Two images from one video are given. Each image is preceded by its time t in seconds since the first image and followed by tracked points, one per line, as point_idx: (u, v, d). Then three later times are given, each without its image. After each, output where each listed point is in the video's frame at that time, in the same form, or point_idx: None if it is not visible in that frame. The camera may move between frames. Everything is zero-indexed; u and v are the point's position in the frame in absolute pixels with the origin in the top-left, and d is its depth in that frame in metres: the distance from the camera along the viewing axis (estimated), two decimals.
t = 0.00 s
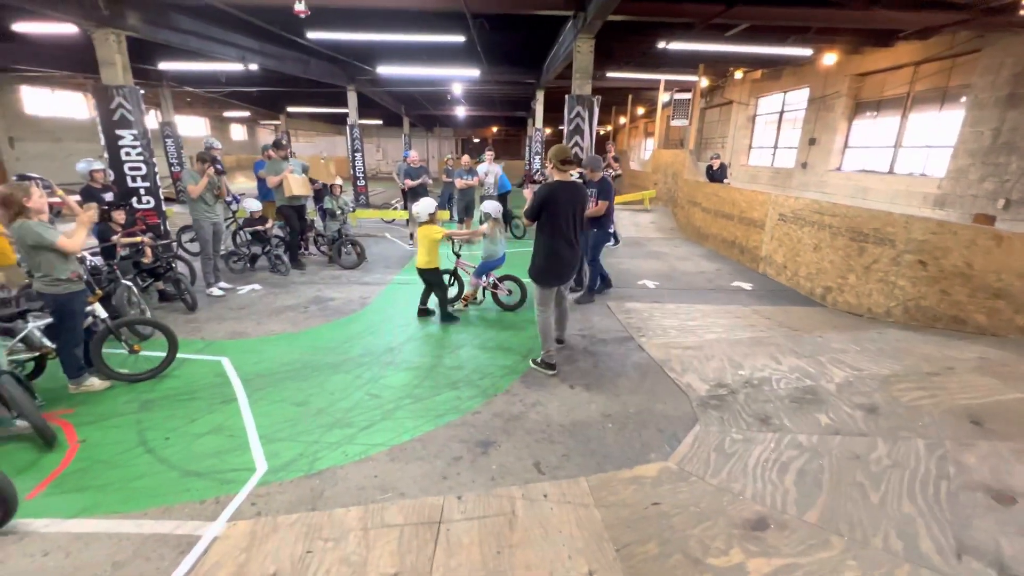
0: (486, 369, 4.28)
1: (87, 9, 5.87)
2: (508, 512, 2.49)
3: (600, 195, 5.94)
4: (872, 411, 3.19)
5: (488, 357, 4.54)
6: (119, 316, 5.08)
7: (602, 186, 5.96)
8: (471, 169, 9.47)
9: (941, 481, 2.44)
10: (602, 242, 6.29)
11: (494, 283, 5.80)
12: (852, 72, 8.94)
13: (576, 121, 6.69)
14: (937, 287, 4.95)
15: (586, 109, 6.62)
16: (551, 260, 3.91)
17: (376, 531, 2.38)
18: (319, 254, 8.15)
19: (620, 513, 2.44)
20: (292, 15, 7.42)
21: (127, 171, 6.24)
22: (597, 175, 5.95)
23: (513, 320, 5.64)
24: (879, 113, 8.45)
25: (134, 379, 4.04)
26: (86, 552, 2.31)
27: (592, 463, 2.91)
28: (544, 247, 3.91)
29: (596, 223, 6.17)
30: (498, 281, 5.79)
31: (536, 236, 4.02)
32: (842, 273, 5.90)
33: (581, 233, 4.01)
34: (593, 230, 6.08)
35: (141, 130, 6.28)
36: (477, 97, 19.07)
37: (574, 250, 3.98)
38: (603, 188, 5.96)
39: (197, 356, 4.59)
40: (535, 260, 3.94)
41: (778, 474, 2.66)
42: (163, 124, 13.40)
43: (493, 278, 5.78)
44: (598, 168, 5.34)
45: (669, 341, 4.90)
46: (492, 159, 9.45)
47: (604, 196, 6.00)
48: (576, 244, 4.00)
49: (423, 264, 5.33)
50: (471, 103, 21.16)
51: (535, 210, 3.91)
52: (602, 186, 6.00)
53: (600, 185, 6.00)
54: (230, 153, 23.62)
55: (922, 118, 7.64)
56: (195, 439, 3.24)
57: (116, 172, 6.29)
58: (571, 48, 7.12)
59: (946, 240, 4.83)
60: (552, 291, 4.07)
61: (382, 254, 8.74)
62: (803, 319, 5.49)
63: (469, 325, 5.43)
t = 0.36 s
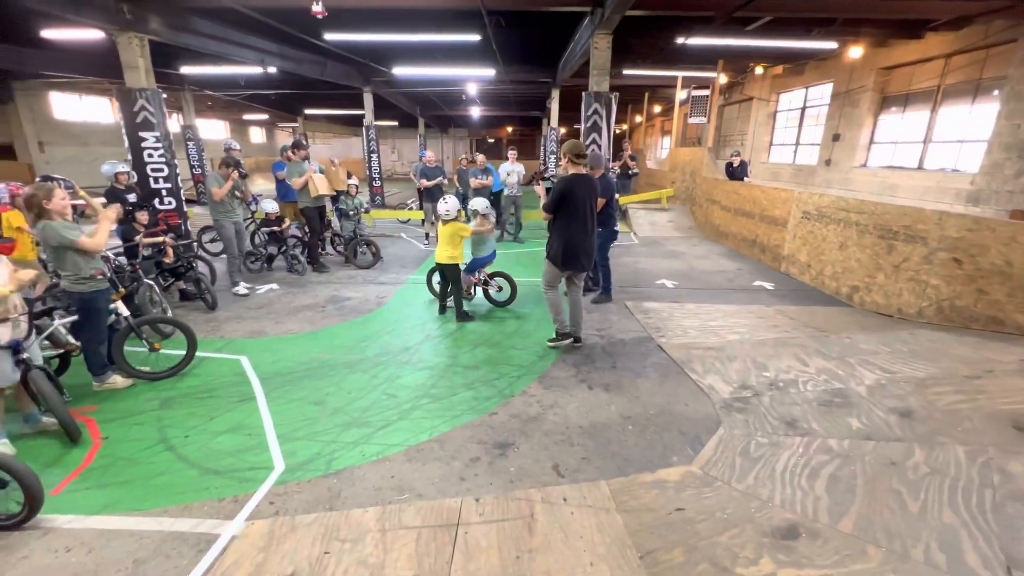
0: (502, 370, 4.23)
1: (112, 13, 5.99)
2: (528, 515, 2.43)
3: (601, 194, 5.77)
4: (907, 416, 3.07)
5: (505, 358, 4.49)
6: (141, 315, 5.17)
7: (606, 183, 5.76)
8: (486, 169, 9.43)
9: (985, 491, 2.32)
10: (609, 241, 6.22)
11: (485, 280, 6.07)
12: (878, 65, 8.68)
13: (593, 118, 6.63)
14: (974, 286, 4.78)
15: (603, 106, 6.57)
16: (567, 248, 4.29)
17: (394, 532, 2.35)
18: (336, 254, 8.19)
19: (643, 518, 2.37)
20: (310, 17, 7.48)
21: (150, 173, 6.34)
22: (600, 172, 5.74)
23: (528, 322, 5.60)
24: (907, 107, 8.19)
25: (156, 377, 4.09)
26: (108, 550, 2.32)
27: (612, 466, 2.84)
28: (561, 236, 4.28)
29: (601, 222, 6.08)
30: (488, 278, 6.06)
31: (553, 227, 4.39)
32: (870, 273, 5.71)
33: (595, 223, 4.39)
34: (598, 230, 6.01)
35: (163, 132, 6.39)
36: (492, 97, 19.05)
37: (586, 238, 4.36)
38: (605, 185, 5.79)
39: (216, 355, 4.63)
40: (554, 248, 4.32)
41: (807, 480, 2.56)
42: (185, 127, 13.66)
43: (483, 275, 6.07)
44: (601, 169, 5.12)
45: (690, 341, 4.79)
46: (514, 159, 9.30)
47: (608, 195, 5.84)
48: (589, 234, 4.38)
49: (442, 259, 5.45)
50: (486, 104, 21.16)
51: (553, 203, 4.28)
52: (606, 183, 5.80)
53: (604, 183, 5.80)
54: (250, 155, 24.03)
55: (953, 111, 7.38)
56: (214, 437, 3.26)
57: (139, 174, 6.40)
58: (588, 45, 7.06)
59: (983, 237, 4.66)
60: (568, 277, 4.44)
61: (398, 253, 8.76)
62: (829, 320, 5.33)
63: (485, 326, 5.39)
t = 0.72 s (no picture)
0: (518, 374, 4.22)
1: (138, 23, 6.16)
2: (546, 521, 2.41)
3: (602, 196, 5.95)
4: (937, 426, 2.98)
5: (521, 362, 4.48)
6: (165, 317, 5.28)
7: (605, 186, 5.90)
8: (501, 172, 9.36)
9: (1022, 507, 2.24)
10: (614, 243, 6.34)
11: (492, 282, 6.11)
12: (902, 64, 8.49)
13: (609, 120, 6.62)
14: (1007, 291, 4.63)
15: (619, 109, 6.57)
16: (573, 248, 4.74)
17: (413, 537, 2.35)
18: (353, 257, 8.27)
19: (664, 527, 2.33)
20: (328, 24, 7.60)
21: (173, 178, 6.45)
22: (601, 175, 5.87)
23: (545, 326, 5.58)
24: (933, 107, 7.99)
25: (179, 378, 4.17)
26: (134, 549, 2.37)
27: (631, 473, 2.81)
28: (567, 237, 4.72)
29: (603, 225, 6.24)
30: (495, 280, 6.10)
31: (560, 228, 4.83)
32: (895, 277, 5.57)
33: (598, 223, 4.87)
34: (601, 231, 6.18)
35: (186, 138, 6.50)
36: (506, 101, 19.08)
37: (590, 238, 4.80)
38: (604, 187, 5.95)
39: (236, 357, 4.71)
40: (561, 248, 4.75)
41: (833, 490, 2.50)
42: (206, 134, 13.95)
43: (491, 277, 6.10)
44: (600, 171, 5.32)
45: (709, 347, 4.73)
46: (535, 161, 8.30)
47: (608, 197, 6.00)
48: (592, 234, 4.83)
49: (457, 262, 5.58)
50: (500, 107, 21.23)
51: (560, 205, 4.74)
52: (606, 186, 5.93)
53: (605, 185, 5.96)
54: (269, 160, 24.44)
55: (982, 110, 7.18)
56: (235, 438, 3.30)
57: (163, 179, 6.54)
58: (604, 48, 7.04)
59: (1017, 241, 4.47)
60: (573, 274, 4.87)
61: (413, 257, 8.81)
62: (852, 325, 5.21)
63: (500, 331, 5.39)
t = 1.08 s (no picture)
0: (529, 378, 4.21)
1: (158, 31, 6.27)
2: (558, 527, 2.39)
3: (603, 197, 6.04)
4: (959, 434, 2.92)
5: (532, 366, 4.46)
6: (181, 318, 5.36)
7: (606, 189, 6.01)
8: (511, 176, 9.33)
9: None
10: (618, 243, 6.37)
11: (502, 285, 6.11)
12: (920, 65, 8.35)
13: (621, 124, 6.57)
14: None
15: (631, 112, 6.50)
16: (574, 246, 5.03)
17: (424, 540, 2.35)
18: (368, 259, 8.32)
19: (678, 534, 2.30)
20: (342, 29, 7.69)
21: (190, 182, 6.55)
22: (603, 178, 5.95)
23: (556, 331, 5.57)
24: (952, 109, 7.85)
25: (194, 379, 4.22)
26: (150, 547, 2.39)
27: (644, 478, 2.78)
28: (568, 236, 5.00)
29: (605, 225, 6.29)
30: (505, 284, 6.10)
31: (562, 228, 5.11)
32: (914, 281, 5.47)
33: (598, 224, 5.20)
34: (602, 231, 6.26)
35: (202, 143, 6.60)
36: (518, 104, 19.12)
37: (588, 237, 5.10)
38: (606, 190, 6.04)
39: (250, 358, 4.76)
40: (562, 246, 5.04)
41: (852, 499, 2.45)
42: (222, 138, 14.17)
43: (501, 281, 6.11)
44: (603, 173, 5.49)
45: (723, 351, 4.67)
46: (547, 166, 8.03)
47: (608, 198, 6.07)
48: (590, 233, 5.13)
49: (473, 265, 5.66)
50: (511, 111, 21.30)
51: (562, 206, 5.04)
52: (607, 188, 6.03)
53: (606, 187, 6.04)
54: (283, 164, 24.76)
55: (1004, 111, 7.04)
56: (249, 439, 3.33)
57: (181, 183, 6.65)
58: (616, 51, 7.01)
59: None
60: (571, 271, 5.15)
61: (425, 260, 8.84)
62: (870, 330, 5.12)
63: (510, 334, 5.38)
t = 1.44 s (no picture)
0: (534, 381, 4.20)
1: (169, 35, 6.35)
2: (563, 531, 2.38)
3: (604, 201, 6.09)
4: (972, 442, 2.87)
5: (537, 369, 4.45)
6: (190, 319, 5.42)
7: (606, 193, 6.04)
8: (517, 178, 9.32)
9: None
10: (618, 247, 6.43)
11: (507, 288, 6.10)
12: (930, 68, 8.28)
13: (628, 127, 6.57)
14: None
15: (638, 115, 6.49)
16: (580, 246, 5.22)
17: (429, 543, 2.34)
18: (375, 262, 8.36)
19: (684, 541, 2.28)
20: (350, 34, 7.75)
21: (199, 184, 6.63)
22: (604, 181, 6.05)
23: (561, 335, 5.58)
24: (963, 112, 7.78)
25: (202, 380, 4.25)
26: (157, 547, 2.40)
27: (650, 484, 2.75)
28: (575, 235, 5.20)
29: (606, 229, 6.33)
30: (510, 287, 6.09)
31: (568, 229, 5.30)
32: (925, 286, 5.41)
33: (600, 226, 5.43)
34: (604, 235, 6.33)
35: (211, 145, 6.71)
36: (525, 108, 19.16)
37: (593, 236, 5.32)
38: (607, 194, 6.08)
39: (257, 360, 4.79)
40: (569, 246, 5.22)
41: (862, 506, 2.41)
42: (230, 141, 14.30)
43: (507, 284, 6.10)
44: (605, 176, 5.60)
45: (730, 356, 4.64)
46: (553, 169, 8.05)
47: (609, 202, 6.12)
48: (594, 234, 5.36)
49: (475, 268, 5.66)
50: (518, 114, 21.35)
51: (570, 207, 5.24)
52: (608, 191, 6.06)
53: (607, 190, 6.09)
54: (290, 166, 24.94)
55: (1016, 115, 6.96)
56: (255, 440, 3.35)
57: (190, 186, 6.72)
58: (623, 54, 7.02)
59: None
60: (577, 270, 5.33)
61: (431, 262, 8.86)
62: (880, 336, 5.06)
63: (515, 337, 5.39)
